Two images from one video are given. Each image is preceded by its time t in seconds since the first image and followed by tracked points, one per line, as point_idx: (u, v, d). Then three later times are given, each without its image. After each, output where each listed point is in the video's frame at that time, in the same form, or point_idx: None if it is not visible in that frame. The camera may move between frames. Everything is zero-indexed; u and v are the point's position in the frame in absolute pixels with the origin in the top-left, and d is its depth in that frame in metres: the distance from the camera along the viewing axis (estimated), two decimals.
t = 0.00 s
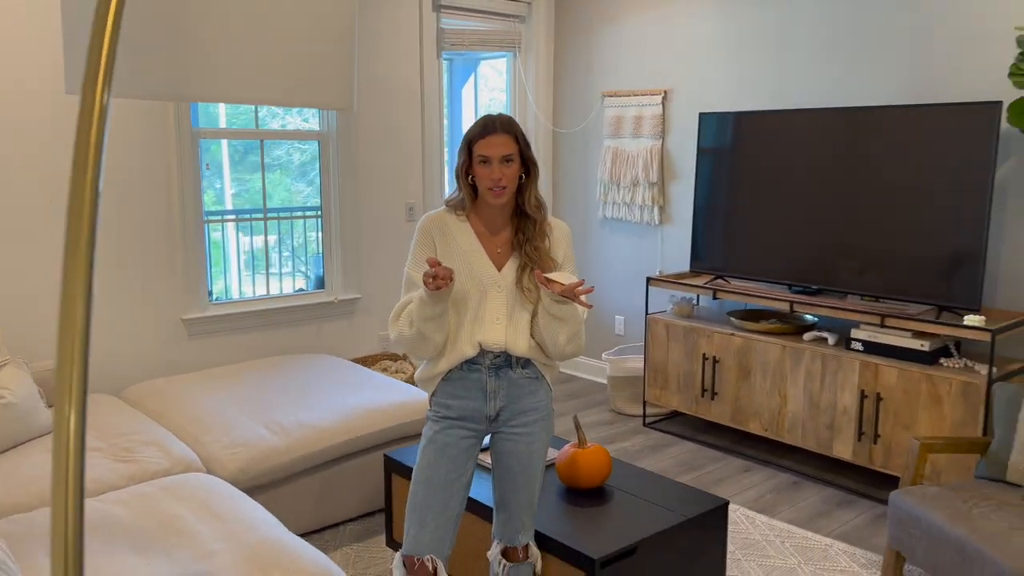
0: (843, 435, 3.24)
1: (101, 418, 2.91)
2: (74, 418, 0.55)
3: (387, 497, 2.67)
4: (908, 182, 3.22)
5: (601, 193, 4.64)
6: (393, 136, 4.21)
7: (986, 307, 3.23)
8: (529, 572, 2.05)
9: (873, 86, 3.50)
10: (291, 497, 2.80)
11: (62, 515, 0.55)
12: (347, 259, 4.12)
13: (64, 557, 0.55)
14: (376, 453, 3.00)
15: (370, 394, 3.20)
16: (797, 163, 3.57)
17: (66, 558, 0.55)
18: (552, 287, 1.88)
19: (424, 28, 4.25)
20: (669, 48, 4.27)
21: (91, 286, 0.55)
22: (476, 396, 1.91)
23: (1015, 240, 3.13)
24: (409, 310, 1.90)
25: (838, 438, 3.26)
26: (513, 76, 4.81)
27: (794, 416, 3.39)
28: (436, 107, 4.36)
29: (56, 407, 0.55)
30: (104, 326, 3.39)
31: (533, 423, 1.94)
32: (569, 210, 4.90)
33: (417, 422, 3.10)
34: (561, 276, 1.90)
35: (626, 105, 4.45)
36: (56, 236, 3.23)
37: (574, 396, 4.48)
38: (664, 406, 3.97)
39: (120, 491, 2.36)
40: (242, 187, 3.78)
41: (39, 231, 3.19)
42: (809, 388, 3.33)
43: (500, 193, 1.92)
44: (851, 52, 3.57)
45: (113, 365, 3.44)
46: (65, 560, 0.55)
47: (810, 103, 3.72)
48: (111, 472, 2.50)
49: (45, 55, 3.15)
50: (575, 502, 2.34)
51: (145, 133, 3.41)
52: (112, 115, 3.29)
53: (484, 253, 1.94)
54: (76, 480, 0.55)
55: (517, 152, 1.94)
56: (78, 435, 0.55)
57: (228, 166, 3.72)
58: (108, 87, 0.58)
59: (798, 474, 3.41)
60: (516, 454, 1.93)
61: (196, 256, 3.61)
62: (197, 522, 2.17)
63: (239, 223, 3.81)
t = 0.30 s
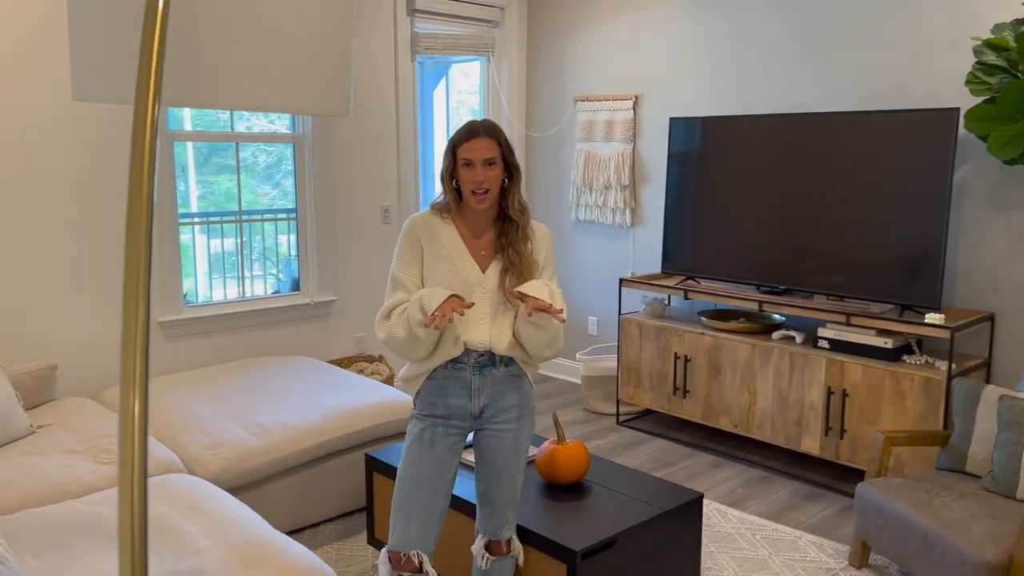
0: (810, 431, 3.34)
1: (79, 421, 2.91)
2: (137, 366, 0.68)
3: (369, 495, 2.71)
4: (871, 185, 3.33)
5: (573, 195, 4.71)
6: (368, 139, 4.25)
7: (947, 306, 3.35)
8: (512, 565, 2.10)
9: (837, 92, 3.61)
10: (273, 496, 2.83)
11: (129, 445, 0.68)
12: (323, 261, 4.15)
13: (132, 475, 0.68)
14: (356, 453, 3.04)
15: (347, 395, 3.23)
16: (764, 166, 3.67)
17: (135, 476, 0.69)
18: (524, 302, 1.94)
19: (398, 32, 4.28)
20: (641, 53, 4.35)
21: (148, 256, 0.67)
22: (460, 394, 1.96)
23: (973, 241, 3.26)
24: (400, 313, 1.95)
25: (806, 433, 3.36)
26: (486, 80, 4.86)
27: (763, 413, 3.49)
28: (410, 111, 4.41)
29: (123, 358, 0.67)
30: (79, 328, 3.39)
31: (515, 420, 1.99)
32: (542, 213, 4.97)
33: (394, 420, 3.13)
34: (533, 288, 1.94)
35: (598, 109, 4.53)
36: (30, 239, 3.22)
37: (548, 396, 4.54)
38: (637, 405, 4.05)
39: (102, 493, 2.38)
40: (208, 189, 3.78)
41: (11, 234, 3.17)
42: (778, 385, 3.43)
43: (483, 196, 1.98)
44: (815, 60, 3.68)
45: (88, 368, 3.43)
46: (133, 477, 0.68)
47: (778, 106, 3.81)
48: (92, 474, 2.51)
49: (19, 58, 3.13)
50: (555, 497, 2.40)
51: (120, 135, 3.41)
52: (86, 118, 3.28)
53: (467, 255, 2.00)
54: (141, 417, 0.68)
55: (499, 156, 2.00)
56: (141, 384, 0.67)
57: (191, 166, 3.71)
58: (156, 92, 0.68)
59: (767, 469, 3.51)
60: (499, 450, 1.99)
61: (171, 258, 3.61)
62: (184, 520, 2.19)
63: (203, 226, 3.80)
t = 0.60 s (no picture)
0: (794, 429, 3.38)
1: (63, 424, 2.88)
2: (165, 374, 0.66)
3: (358, 496, 2.70)
4: (852, 187, 3.37)
5: (557, 196, 4.74)
6: (352, 140, 4.24)
7: (926, 305, 3.40)
8: (503, 565, 2.12)
9: (817, 95, 3.66)
10: (259, 499, 2.82)
11: (157, 457, 0.67)
12: (307, 262, 4.15)
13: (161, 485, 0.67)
14: (343, 454, 3.03)
15: (334, 397, 3.22)
16: (746, 168, 3.71)
17: (163, 487, 0.68)
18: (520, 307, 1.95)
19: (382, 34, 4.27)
20: (624, 55, 4.39)
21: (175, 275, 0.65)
22: (453, 395, 1.97)
23: (952, 241, 3.31)
24: (395, 313, 1.95)
25: (789, 431, 3.40)
26: (470, 81, 4.87)
27: (747, 412, 3.53)
28: (394, 112, 4.41)
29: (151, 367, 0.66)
30: (61, 330, 3.36)
31: (507, 421, 2.01)
32: (525, 214, 4.98)
33: (381, 423, 3.13)
34: (527, 292, 1.97)
35: (581, 111, 4.56)
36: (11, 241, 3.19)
37: (533, 397, 4.55)
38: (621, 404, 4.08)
39: (88, 496, 2.36)
40: (186, 189, 3.74)
41: None
42: (762, 384, 3.47)
43: (474, 198, 1.99)
44: (796, 62, 3.72)
45: (70, 370, 3.40)
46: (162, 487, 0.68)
47: (760, 108, 3.86)
48: (78, 477, 2.49)
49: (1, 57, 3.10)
50: (544, 497, 2.41)
51: (104, 136, 3.38)
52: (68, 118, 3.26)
53: (459, 257, 2.01)
54: (169, 428, 0.67)
55: (489, 159, 2.01)
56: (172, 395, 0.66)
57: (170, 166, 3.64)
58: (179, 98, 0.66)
59: (751, 467, 3.55)
60: (491, 451, 2.00)
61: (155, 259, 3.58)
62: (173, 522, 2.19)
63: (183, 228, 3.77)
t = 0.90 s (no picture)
0: (782, 432, 3.38)
1: (42, 432, 2.81)
2: (173, 393, 0.60)
3: (346, 504, 2.66)
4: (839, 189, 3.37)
5: (543, 198, 4.71)
6: (336, 142, 4.19)
7: (913, 307, 3.41)
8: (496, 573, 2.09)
9: (803, 98, 3.67)
10: (245, 507, 2.77)
11: (164, 487, 0.61)
12: (291, 265, 4.09)
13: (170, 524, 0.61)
14: (329, 461, 2.99)
15: (319, 402, 3.17)
16: (733, 170, 3.70)
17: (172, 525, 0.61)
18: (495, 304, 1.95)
19: (367, 34, 4.23)
20: (610, 57, 4.37)
21: (184, 278, 0.58)
22: (447, 403, 1.94)
23: (939, 244, 3.32)
24: (391, 318, 1.92)
25: (778, 434, 3.39)
26: (455, 83, 4.85)
27: (736, 414, 3.52)
28: (378, 114, 4.37)
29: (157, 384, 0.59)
30: (39, 335, 3.28)
31: (502, 429, 1.98)
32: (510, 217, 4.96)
33: (368, 429, 3.09)
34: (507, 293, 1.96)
35: (567, 113, 4.54)
36: None
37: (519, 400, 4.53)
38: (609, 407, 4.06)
39: (69, 506, 2.30)
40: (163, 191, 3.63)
41: None
42: (750, 387, 3.46)
43: (466, 202, 1.96)
44: (782, 65, 3.73)
45: (48, 376, 3.33)
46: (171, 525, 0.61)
47: (747, 110, 3.85)
48: (58, 486, 2.43)
49: None
50: (537, 503, 2.38)
51: (83, 136, 3.32)
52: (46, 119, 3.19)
53: (452, 262, 1.98)
54: (179, 457, 0.60)
55: (482, 161, 1.98)
56: (180, 416, 0.60)
57: (150, 168, 3.55)
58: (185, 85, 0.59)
59: (740, 470, 3.54)
60: (485, 459, 1.97)
61: (135, 262, 3.51)
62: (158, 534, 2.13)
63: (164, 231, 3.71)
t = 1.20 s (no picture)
0: (776, 434, 3.36)
1: (25, 438, 2.75)
2: (176, 403, 0.53)
3: (337, 510, 2.61)
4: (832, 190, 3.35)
5: (533, 199, 4.68)
6: (325, 141, 4.14)
7: (907, 308, 3.40)
8: None
9: (796, 99, 3.65)
10: (233, 513, 2.71)
11: (166, 509, 0.54)
12: (278, 266, 4.04)
13: (173, 553, 0.54)
14: (319, 466, 2.93)
15: (309, 406, 3.12)
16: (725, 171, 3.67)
17: (175, 554, 0.55)
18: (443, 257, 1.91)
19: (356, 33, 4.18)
20: (601, 57, 4.35)
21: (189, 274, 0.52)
22: (442, 408, 1.90)
23: (933, 245, 3.31)
24: (401, 315, 1.89)
25: (772, 436, 3.37)
26: (444, 83, 4.81)
27: (729, 417, 3.50)
28: (367, 114, 4.32)
29: (157, 397, 0.53)
30: (21, 338, 3.21)
31: (498, 435, 1.93)
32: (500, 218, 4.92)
33: (359, 433, 3.04)
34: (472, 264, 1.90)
35: (558, 113, 4.52)
36: None
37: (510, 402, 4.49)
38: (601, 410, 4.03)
39: (52, 515, 2.24)
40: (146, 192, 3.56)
41: None
42: (744, 389, 3.44)
43: (452, 202, 1.92)
44: (774, 65, 3.71)
45: (31, 381, 3.26)
46: (173, 556, 0.54)
47: (739, 110, 3.83)
48: (42, 494, 2.37)
49: None
50: (533, 508, 2.34)
51: (65, 136, 3.25)
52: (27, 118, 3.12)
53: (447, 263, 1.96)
54: (182, 479, 0.54)
55: (467, 160, 1.92)
56: (184, 429, 0.54)
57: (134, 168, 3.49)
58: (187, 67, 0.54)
59: (733, 473, 3.52)
60: (481, 466, 1.93)
61: (119, 264, 3.45)
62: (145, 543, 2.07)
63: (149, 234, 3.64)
